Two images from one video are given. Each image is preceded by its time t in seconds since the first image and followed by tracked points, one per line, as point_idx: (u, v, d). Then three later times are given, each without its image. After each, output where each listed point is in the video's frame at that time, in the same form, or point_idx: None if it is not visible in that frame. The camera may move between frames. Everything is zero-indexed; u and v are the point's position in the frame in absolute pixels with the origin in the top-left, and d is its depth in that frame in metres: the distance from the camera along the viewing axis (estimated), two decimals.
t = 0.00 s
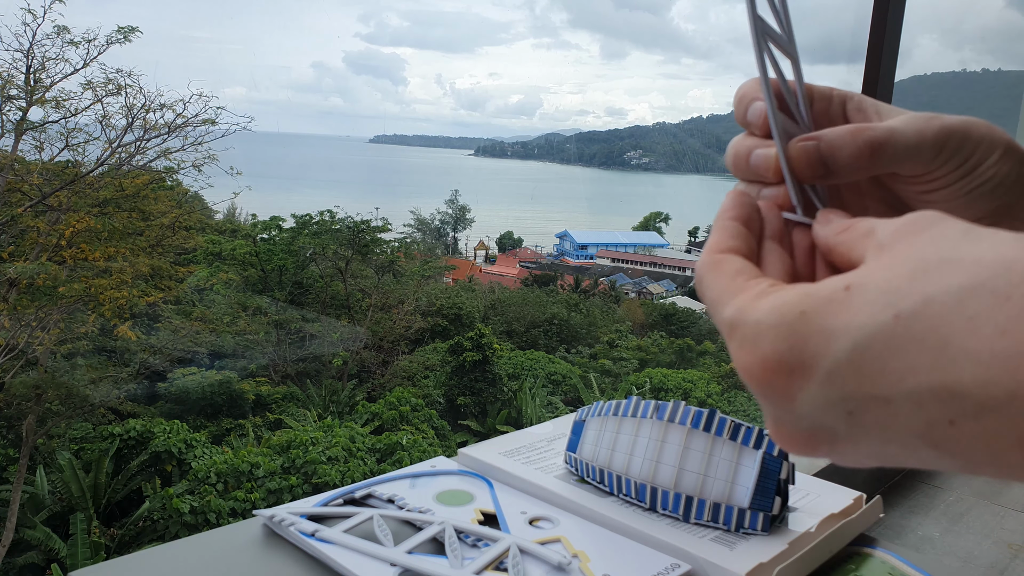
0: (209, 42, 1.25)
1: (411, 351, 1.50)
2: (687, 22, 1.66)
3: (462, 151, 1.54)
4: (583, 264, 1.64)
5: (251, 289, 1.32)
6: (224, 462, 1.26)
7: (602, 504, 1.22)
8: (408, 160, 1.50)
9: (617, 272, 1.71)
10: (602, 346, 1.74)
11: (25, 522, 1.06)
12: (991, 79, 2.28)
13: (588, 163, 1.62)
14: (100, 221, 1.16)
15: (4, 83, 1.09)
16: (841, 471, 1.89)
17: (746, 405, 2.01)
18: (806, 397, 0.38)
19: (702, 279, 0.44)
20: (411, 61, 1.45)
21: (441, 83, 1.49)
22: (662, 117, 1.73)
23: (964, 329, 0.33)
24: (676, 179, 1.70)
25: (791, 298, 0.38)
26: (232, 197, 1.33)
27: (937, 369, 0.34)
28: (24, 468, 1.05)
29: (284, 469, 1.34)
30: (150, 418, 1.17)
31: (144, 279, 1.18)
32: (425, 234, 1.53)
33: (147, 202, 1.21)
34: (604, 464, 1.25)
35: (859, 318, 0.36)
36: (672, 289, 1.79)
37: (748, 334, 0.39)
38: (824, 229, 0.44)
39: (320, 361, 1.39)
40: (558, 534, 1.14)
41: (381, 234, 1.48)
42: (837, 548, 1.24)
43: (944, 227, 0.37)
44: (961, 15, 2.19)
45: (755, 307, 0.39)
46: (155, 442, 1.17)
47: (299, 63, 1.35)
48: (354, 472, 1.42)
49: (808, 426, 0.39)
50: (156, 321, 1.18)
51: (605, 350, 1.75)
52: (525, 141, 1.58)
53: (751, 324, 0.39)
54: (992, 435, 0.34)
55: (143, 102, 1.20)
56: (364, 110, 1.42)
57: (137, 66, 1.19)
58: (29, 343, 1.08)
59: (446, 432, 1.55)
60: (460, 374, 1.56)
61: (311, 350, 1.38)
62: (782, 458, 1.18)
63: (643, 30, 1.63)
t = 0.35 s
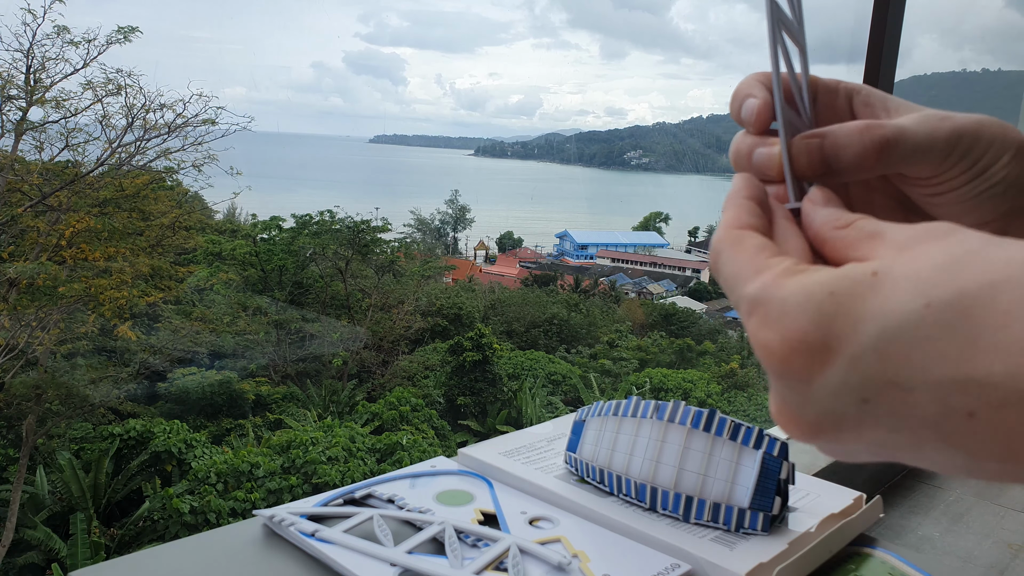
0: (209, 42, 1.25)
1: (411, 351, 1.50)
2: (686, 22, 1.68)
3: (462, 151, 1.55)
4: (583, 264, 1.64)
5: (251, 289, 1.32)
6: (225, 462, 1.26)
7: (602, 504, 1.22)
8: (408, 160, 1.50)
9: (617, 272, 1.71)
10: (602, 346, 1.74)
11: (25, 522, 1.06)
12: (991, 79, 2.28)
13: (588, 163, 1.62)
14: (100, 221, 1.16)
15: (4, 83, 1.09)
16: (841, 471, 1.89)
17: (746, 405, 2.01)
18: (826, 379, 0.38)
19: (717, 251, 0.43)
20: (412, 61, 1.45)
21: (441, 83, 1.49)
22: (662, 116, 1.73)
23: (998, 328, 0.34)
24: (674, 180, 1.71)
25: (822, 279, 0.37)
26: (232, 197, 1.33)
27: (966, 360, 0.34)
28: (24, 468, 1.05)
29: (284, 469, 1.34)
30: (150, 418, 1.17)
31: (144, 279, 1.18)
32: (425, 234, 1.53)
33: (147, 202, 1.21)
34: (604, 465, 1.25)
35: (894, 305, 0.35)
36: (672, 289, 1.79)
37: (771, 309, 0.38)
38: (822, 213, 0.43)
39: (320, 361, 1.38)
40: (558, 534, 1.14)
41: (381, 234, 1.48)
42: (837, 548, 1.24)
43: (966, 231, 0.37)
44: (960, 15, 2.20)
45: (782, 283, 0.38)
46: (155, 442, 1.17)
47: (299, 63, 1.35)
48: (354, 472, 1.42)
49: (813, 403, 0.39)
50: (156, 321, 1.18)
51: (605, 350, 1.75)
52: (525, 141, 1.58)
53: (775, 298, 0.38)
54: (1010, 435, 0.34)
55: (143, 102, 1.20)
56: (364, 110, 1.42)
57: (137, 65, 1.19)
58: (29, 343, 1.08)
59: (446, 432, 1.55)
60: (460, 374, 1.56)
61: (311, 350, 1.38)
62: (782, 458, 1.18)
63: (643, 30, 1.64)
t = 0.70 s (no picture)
0: (209, 42, 1.24)
1: (411, 351, 1.50)
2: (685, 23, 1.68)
3: (462, 151, 1.55)
4: (582, 264, 1.64)
5: (251, 289, 1.32)
6: (224, 462, 1.25)
7: (602, 504, 1.22)
8: (408, 159, 1.50)
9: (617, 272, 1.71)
10: (602, 346, 1.74)
11: (25, 522, 1.06)
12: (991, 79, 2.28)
13: (588, 163, 1.62)
14: (100, 221, 1.16)
15: (4, 83, 1.09)
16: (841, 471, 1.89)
17: (746, 405, 2.01)
18: (836, 371, 0.38)
19: (723, 238, 0.43)
20: (411, 61, 1.46)
21: (441, 83, 1.49)
22: (662, 116, 1.72)
23: (1011, 325, 0.34)
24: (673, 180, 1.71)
25: (835, 268, 0.37)
26: (232, 197, 1.33)
27: (978, 358, 0.35)
28: (24, 468, 1.05)
29: (284, 469, 1.33)
30: (150, 418, 1.17)
31: (144, 279, 1.18)
32: (425, 234, 1.53)
33: (147, 202, 1.21)
34: (604, 465, 1.25)
35: (911, 298, 0.36)
36: (672, 289, 1.79)
37: (782, 302, 0.38)
38: (816, 195, 0.44)
39: (320, 361, 1.38)
40: (558, 534, 1.14)
41: (381, 234, 1.49)
42: (837, 548, 1.24)
43: (976, 217, 0.37)
44: (960, 15, 2.20)
45: (794, 273, 0.38)
46: (155, 442, 1.17)
47: (299, 64, 1.35)
48: (354, 472, 1.42)
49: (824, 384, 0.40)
50: (156, 321, 1.18)
51: (605, 350, 1.75)
52: (525, 141, 1.58)
53: (780, 284, 0.38)
54: (1011, 428, 0.36)
55: (143, 102, 1.20)
56: (364, 110, 1.42)
57: (137, 65, 1.19)
58: (30, 343, 1.08)
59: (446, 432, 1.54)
60: (460, 374, 1.56)
61: (311, 350, 1.38)
62: (782, 458, 1.18)
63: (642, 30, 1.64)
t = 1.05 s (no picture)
0: (209, 42, 1.24)
1: (411, 351, 1.52)
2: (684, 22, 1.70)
3: (461, 151, 1.50)
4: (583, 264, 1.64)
5: (252, 289, 1.33)
6: (225, 462, 1.25)
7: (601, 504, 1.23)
8: (408, 160, 1.47)
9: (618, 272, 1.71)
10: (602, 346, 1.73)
11: (25, 522, 1.09)
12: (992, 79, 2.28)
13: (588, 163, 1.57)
14: (99, 221, 1.16)
15: (4, 83, 1.09)
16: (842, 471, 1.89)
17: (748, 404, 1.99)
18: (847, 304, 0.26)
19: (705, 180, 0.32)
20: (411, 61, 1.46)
21: (441, 83, 1.50)
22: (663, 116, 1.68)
23: None
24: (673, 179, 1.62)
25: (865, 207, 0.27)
26: (232, 197, 1.33)
27: None
28: (24, 469, 1.07)
29: (284, 469, 1.33)
30: (150, 418, 1.17)
31: (143, 280, 1.19)
32: (425, 234, 1.52)
33: (147, 202, 1.21)
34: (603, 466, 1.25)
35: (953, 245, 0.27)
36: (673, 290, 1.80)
37: (915, 369, 0.18)
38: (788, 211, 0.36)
39: (320, 361, 1.39)
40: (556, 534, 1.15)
41: (381, 234, 1.49)
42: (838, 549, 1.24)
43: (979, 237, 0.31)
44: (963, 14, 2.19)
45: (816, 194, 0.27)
46: (155, 442, 1.18)
47: (299, 64, 1.34)
48: (354, 471, 1.42)
49: (692, 505, 0.18)
50: (156, 320, 1.19)
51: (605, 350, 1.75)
52: (523, 140, 1.51)
53: (790, 335, 0.19)
54: None
55: (143, 102, 1.20)
56: (364, 110, 1.44)
57: (137, 65, 1.19)
58: (29, 343, 1.09)
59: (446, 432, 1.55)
60: (460, 374, 1.56)
61: (311, 350, 1.38)
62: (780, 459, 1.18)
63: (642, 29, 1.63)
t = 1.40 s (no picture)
0: (210, 43, 1.25)
1: (411, 351, 1.51)
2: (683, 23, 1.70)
3: (462, 151, 1.56)
4: (582, 264, 1.65)
5: (252, 289, 1.33)
6: (225, 462, 1.25)
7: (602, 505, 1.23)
8: (402, 159, 1.50)
9: (617, 272, 1.72)
10: (602, 346, 1.75)
11: (25, 521, 1.05)
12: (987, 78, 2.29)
13: (588, 163, 1.62)
14: (100, 221, 1.16)
15: (4, 84, 1.09)
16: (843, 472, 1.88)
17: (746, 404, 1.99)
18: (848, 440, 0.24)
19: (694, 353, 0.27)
20: (411, 62, 1.46)
21: (441, 83, 1.50)
22: (662, 117, 1.74)
23: None
24: (672, 180, 1.71)
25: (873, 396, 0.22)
26: (233, 197, 1.32)
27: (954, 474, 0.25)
28: (24, 468, 1.05)
29: (284, 469, 1.32)
30: (150, 418, 1.18)
31: (144, 280, 1.20)
32: (425, 234, 1.53)
33: (147, 202, 1.21)
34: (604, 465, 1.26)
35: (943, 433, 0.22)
36: (672, 289, 1.81)
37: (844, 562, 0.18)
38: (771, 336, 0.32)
39: (320, 360, 1.39)
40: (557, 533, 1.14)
41: (382, 234, 1.49)
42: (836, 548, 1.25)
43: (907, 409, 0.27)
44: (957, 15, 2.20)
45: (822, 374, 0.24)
46: (155, 442, 1.17)
47: (299, 64, 1.35)
48: (354, 471, 1.40)
49: None
50: (157, 320, 1.19)
51: (605, 350, 1.77)
52: (525, 141, 1.59)
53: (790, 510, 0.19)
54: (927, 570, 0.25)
55: (143, 102, 1.20)
56: (364, 111, 1.43)
57: (137, 66, 1.19)
58: (30, 344, 1.08)
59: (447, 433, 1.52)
60: (460, 374, 1.56)
61: (311, 350, 1.39)
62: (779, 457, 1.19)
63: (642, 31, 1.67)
